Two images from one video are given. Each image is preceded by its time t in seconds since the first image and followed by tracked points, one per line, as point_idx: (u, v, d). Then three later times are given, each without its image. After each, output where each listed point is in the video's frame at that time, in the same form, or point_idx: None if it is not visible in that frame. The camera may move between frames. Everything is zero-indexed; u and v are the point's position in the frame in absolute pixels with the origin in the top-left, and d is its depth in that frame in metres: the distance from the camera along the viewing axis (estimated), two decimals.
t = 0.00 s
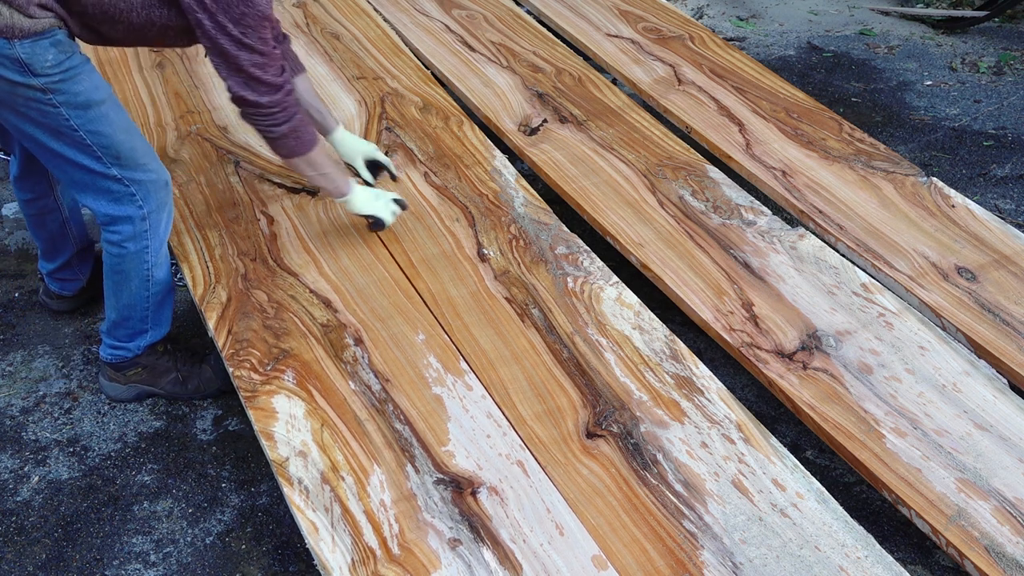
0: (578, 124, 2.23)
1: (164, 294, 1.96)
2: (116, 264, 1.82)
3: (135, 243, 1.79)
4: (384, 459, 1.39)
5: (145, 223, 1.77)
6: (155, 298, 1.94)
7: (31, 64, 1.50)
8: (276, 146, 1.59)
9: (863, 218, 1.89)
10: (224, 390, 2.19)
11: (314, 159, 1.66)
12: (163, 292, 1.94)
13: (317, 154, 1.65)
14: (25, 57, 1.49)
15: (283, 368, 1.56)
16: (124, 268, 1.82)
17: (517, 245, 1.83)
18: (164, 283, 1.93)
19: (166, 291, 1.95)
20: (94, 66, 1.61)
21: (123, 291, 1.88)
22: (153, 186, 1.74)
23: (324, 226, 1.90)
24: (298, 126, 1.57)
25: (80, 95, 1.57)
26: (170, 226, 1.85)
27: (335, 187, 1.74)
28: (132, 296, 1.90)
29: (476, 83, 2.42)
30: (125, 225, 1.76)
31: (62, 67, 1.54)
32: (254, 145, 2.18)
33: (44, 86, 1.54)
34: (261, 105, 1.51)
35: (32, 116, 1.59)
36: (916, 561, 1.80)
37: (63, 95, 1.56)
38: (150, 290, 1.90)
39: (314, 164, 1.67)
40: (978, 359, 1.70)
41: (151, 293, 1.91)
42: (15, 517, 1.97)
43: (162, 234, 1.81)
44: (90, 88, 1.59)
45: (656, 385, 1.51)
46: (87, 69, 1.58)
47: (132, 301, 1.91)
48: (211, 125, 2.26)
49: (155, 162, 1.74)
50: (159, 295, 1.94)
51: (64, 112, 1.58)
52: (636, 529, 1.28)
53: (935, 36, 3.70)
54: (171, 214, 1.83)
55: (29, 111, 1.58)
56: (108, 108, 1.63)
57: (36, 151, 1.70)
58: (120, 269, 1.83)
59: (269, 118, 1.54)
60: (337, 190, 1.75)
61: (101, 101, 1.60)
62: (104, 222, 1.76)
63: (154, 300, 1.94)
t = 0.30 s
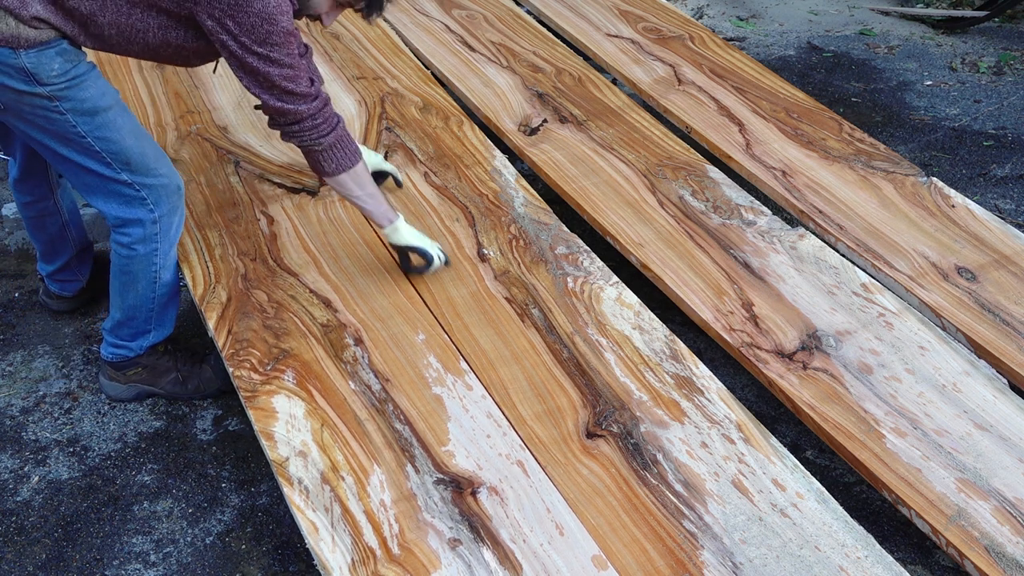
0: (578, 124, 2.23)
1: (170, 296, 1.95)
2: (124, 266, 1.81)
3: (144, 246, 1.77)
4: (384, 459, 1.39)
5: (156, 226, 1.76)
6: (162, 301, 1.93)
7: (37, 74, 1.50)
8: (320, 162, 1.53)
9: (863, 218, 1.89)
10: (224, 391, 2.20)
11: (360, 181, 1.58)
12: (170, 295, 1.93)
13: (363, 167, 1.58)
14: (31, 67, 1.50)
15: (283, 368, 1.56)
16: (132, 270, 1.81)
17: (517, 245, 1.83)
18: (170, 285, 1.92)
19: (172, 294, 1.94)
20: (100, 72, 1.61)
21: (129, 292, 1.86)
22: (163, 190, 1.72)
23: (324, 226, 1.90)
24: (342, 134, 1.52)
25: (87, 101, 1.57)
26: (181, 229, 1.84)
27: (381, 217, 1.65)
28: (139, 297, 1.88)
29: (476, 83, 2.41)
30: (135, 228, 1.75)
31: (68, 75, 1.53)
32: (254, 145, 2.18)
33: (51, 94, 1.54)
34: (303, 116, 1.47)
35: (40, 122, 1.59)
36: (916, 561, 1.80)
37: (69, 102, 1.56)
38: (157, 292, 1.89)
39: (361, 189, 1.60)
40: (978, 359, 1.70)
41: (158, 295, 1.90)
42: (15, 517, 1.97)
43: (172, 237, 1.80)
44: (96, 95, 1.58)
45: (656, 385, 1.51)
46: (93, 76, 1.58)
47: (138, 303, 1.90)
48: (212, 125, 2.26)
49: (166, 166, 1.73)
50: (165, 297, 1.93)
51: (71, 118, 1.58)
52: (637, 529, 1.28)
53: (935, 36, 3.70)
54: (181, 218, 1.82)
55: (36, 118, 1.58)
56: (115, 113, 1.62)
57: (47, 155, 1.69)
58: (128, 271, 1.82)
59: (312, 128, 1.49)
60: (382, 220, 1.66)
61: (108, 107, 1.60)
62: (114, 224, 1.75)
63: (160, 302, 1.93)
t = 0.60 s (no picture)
0: (578, 123, 2.23)
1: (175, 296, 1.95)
2: (132, 265, 1.81)
3: (154, 246, 1.78)
4: (384, 459, 1.39)
5: (167, 226, 1.76)
6: (167, 300, 1.93)
7: (49, 77, 1.51)
8: (330, 167, 1.51)
9: (863, 218, 1.89)
10: (224, 391, 2.20)
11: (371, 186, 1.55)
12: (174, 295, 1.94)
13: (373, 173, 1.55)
14: (44, 71, 1.50)
15: (283, 368, 1.56)
16: (140, 269, 1.81)
17: (517, 245, 1.83)
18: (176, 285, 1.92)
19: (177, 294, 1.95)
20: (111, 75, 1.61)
21: (135, 291, 1.86)
22: (175, 192, 1.73)
23: (324, 226, 1.90)
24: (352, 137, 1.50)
25: (99, 104, 1.57)
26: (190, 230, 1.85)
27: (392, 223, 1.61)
28: (145, 296, 1.88)
29: (476, 82, 2.41)
30: (146, 227, 1.75)
31: (80, 78, 1.54)
32: (254, 145, 2.18)
33: (63, 96, 1.54)
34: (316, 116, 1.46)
35: (52, 125, 1.59)
36: (916, 561, 1.80)
37: (81, 105, 1.56)
38: (164, 292, 1.89)
39: (371, 195, 1.56)
40: (978, 359, 1.70)
41: (163, 294, 1.90)
42: (15, 517, 1.97)
43: (182, 237, 1.81)
44: (108, 97, 1.58)
45: (656, 385, 1.51)
46: (104, 78, 1.58)
47: (144, 302, 1.90)
48: (212, 125, 2.26)
49: (177, 167, 1.74)
50: (170, 297, 1.93)
51: (83, 121, 1.58)
52: (636, 529, 1.28)
53: (935, 36, 3.70)
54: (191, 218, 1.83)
55: (48, 121, 1.58)
56: (126, 115, 1.62)
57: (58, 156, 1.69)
58: (136, 270, 1.82)
59: (323, 130, 1.47)
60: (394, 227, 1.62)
61: (120, 109, 1.60)
62: (124, 224, 1.75)
63: (165, 301, 1.93)
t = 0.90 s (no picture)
0: (578, 124, 2.23)
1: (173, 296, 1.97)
2: (128, 266, 1.82)
3: (150, 247, 1.79)
4: (384, 459, 1.39)
5: (163, 228, 1.76)
6: (164, 300, 1.95)
7: (52, 71, 1.50)
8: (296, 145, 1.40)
9: (863, 218, 1.89)
10: (224, 391, 2.20)
11: (336, 173, 1.44)
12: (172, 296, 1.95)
13: (342, 161, 1.43)
14: (46, 66, 1.50)
15: (283, 368, 1.56)
16: (136, 269, 1.82)
17: (517, 245, 1.84)
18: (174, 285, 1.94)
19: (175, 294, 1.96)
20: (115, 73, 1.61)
21: (132, 291, 1.88)
22: (172, 192, 1.74)
23: (324, 226, 1.90)
24: (321, 121, 1.37)
25: (100, 102, 1.58)
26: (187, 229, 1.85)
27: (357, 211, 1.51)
28: (142, 297, 1.89)
29: (476, 82, 2.41)
30: (142, 228, 1.76)
31: (83, 74, 1.54)
32: (254, 145, 2.18)
33: (65, 93, 1.54)
34: (280, 96, 1.33)
35: (53, 121, 1.59)
36: (916, 561, 1.80)
37: (83, 102, 1.56)
38: (161, 292, 1.91)
39: (336, 180, 1.45)
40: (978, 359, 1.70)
41: (161, 295, 1.92)
42: (15, 517, 1.97)
43: (178, 240, 1.81)
44: (110, 96, 1.58)
45: (656, 385, 1.51)
46: (106, 77, 1.58)
47: (142, 302, 1.91)
48: (211, 125, 2.26)
49: (175, 167, 1.74)
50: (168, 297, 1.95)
51: (83, 118, 1.58)
52: (636, 529, 1.28)
53: (935, 36, 3.70)
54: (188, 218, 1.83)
55: (50, 116, 1.59)
56: (127, 114, 1.62)
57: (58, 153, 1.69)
58: (133, 271, 1.83)
59: (288, 110, 1.35)
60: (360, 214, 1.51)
61: (121, 108, 1.60)
62: (121, 223, 1.76)
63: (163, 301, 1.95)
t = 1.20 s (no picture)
0: (578, 123, 2.23)
1: (163, 295, 2.00)
2: (112, 269, 1.87)
3: (130, 248, 1.84)
4: (384, 459, 1.39)
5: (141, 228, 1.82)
6: (153, 300, 1.98)
7: (48, 56, 1.51)
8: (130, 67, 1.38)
9: (863, 218, 1.89)
10: (224, 391, 2.21)
11: (151, 111, 1.44)
12: (160, 297, 1.99)
13: (168, 105, 1.44)
14: (43, 50, 1.50)
15: (283, 368, 1.56)
16: (120, 273, 1.88)
17: (517, 245, 1.84)
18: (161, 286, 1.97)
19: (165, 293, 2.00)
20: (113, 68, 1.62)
21: (119, 294, 1.92)
22: (151, 194, 1.77)
23: (324, 226, 1.90)
24: (168, 64, 1.36)
25: (94, 95, 1.59)
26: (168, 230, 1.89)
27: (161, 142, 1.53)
28: (130, 299, 1.94)
29: (476, 82, 2.41)
30: (120, 229, 1.81)
31: (80, 63, 1.54)
32: (254, 145, 2.18)
33: (58, 81, 1.55)
34: (144, 20, 1.31)
35: (44, 108, 1.60)
36: (916, 561, 1.80)
37: (76, 93, 1.57)
38: (147, 292, 1.94)
39: (149, 116, 1.45)
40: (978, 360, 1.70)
41: (149, 296, 1.96)
42: (15, 517, 1.97)
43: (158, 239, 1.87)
44: (104, 90, 1.60)
45: (656, 385, 1.51)
46: (103, 70, 1.59)
47: (130, 305, 1.95)
48: (211, 124, 2.25)
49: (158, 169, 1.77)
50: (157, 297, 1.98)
51: (75, 109, 1.59)
52: (637, 529, 1.28)
53: (935, 36, 3.70)
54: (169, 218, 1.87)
55: (42, 104, 1.59)
56: (119, 111, 1.64)
57: (45, 149, 1.74)
58: (116, 273, 1.88)
59: (142, 39, 1.32)
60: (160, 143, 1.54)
61: (114, 103, 1.62)
62: (101, 225, 1.80)
63: (152, 301, 1.98)
